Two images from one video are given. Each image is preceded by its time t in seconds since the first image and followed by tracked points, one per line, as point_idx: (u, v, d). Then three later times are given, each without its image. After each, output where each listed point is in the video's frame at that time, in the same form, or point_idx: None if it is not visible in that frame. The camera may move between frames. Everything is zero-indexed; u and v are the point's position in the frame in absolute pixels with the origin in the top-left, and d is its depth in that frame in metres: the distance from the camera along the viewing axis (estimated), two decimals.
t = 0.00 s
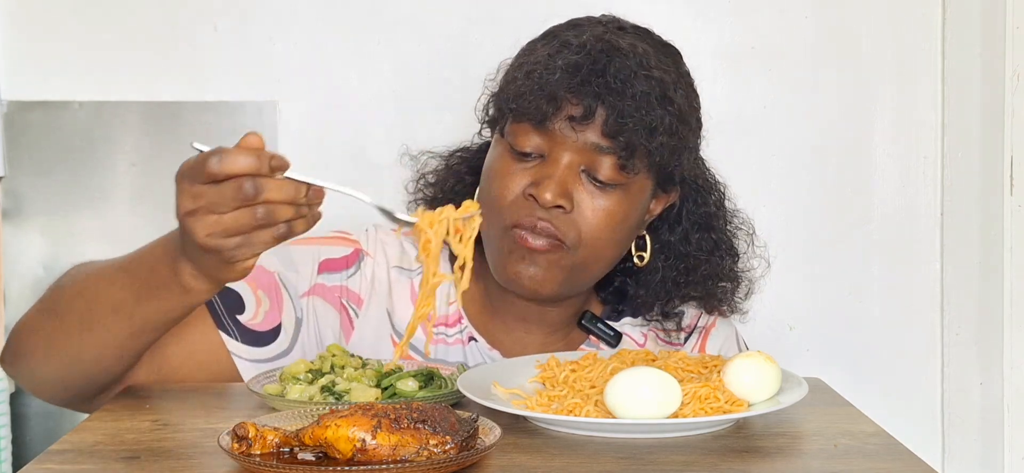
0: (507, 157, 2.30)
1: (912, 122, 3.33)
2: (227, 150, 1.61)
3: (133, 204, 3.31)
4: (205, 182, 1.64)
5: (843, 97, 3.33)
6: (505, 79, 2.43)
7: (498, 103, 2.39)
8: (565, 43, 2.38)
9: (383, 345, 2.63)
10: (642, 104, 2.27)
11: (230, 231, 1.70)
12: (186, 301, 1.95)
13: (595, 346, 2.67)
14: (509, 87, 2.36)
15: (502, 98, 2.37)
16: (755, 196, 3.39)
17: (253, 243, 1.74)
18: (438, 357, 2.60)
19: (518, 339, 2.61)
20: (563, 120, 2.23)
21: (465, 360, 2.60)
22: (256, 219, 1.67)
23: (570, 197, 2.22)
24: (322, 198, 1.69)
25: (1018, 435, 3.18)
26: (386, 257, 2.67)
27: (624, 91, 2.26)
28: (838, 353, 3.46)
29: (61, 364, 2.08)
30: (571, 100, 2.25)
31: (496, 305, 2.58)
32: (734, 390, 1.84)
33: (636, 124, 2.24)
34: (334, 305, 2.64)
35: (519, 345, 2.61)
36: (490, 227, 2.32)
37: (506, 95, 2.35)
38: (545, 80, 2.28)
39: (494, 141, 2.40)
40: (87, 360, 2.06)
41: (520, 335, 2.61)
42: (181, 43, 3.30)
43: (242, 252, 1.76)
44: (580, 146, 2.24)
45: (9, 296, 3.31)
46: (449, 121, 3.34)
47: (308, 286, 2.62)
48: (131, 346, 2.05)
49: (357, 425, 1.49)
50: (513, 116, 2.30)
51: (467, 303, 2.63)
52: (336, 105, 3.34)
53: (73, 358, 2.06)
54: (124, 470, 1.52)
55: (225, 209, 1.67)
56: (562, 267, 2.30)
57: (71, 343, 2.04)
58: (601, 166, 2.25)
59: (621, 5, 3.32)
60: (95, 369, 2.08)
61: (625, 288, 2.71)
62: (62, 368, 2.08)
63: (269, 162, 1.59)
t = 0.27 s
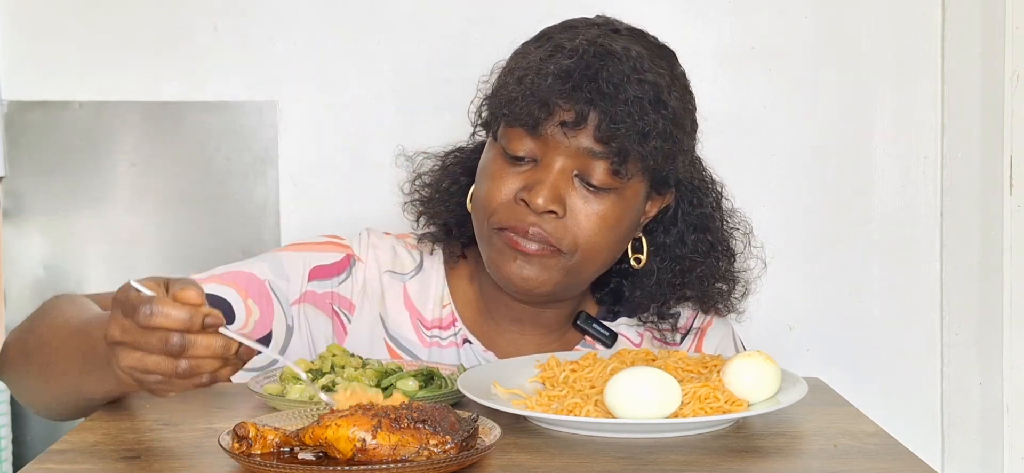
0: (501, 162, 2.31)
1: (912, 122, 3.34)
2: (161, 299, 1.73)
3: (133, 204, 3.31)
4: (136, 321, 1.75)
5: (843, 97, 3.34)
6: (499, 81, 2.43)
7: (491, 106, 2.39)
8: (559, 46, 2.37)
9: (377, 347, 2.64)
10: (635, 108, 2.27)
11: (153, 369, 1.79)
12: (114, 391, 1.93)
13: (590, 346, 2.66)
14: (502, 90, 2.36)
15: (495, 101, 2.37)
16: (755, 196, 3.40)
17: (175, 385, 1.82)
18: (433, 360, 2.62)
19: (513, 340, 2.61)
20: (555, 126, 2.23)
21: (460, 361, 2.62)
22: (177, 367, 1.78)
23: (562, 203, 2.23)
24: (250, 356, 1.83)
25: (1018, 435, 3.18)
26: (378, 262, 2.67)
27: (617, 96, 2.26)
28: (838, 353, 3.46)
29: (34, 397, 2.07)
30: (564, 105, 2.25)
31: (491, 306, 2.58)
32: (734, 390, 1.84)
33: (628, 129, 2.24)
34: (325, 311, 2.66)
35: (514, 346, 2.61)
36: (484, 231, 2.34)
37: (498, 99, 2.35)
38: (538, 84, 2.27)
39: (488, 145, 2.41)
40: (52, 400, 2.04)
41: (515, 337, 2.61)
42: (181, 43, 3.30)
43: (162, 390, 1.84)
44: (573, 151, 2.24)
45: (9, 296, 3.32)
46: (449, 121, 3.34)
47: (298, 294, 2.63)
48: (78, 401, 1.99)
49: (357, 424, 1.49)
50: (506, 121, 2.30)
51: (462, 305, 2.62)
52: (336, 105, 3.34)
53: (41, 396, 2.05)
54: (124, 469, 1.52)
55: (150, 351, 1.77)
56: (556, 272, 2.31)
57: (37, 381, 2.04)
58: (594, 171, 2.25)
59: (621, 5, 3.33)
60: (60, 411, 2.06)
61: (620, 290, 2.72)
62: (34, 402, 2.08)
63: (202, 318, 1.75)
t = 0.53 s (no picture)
0: (496, 162, 2.32)
1: (912, 122, 3.34)
2: (163, 287, 1.76)
3: (132, 205, 3.31)
4: (141, 310, 1.78)
5: (843, 97, 3.34)
6: (493, 81, 2.43)
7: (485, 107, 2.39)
8: (552, 46, 2.37)
9: (375, 347, 2.64)
10: (629, 107, 2.27)
11: (160, 355, 1.83)
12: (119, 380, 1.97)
13: (588, 345, 2.66)
14: (496, 91, 2.36)
15: (489, 101, 2.37)
16: (755, 196, 3.40)
17: (182, 369, 1.86)
18: (431, 360, 2.62)
19: (510, 340, 2.61)
20: (548, 125, 2.23)
21: (458, 362, 2.61)
22: (185, 352, 1.81)
23: (557, 202, 2.23)
24: (256, 331, 1.87)
25: (1018, 435, 3.18)
26: (376, 262, 2.67)
27: (610, 95, 2.26)
28: (838, 353, 3.46)
29: (42, 398, 2.08)
30: (557, 104, 2.24)
31: (489, 307, 2.58)
32: (733, 390, 1.84)
33: (622, 128, 2.24)
34: (323, 312, 2.65)
35: (511, 346, 2.61)
36: (480, 231, 2.35)
37: (491, 99, 2.35)
38: (531, 84, 2.27)
39: (483, 145, 2.41)
40: (60, 399, 2.06)
41: (513, 337, 2.61)
42: (180, 43, 3.30)
43: (169, 375, 1.88)
44: (567, 150, 2.24)
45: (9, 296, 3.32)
46: (449, 121, 3.34)
47: (297, 295, 2.63)
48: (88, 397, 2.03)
49: (357, 424, 1.49)
50: (499, 121, 2.30)
51: (460, 304, 2.62)
52: (336, 105, 3.34)
53: (49, 396, 2.07)
54: (124, 469, 1.52)
55: (156, 337, 1.80)
56: (552, 272, 2.31)
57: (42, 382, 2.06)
58: (588, 170, 2.25)
59: (621, 5, 3.33)
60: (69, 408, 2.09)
61: (618, 289, 2.72)
62: (43, 403, 2.10)
63: (208, 301, 1.78)
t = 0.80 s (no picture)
0: (498, 161, 2.31)
1: (912, 123, 3.34)
2: (186, 291, 1.70)
3: (132, 205, 3.31)
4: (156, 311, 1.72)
5: (843, 97, 3.34)
6: (494, 81, 2.43)
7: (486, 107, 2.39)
8: (553, 45, 2.37)
9: (377, 345, 2.64)
10: (630, 105, 2.27)
11: (160, 363, 1.76)
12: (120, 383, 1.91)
13: (591, 344, 2.66)
14: (497, 90, 2.35)
15: (490, 101, 2.37)
16: (755, 196, 3.40)
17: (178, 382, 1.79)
18: (432, 358, 2.62)
19: (512, 339, 2.60)
20: (550, 124, 2.23)
21: (459, 360, 2.61)
22: (186, 363, 1.75)
23: (559, 201, 2.23)
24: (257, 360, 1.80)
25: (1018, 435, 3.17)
26: (377, 261, 2.67)
27: (612, 93, 2.26)
28: (838, 353, 3.46)
29: (38, 395, 2.06)
30: (559, 103, 2.24)
31: (490, 306, 2.58)
32: (733, 390, 1.84)
33: (623, 126, 2.24)
34: (325, 311, 2.65)
35: (512, 346, 2.60)
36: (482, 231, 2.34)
37: (493, 98, 2.35)
38: (532, 83, 2.27)
39: (485, 145, 2.41)
40: (58, 396, 2.03)
41: (514, 336, 2.60)
42: (180, 43, 3.30)
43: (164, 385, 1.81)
44: (569, 149, 2.24)
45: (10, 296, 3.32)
46: (449, 121, 3.35)
47: (298, 293, 2.62)
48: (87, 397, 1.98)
49: (357, 425, 1.49)
50: (501, 120, 2.30)
51: (461, 303, 2.62)
52: (336, 105, 3.35)
53: (47, 393, 2.04)
54: (124, 470, 1.52)
55: (163, 342, 1.74)
56: (555, 271, 2.31)
57: (41, 377, 2.03)
58: (590, 168, 2.25)
59: (621, 5, 3.33)
60: (66, 407, 2.05)
61: (619, 288, 2.72)
62: (39, 401, 2.07)
63: (222, 318, 1.71)
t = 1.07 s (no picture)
0: (498, 158, 2.32)
1: (912, 123, 3.34)
2: (177, 271, 1.71)
3: (132, 205, 3.31)
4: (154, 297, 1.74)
5: (843, 97, 3.34)
6: (494, 79, 2.43)
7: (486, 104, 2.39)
8: (552, 42, 2.37)
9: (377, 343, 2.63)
10: (630, 103, 2.26)
11: (170, 341, 1.79)
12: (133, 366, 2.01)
13: (590, 343, 2.66)
14: (497, 88, 2.36)
15: (490, 99, 2.37)
16: (755, 196, 3.40)
17: (192, 354, 1.83)
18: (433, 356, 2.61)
19: (512, 338, 2.60)
20: (550, 121, 2.24)
21: (459, 358, 2.61)
22: (196, 338, 1.78)
23: (559, 198, 2.24)
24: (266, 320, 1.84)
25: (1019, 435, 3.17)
26: (377, 259, 2.67)
27: (611, 90, 2.25)
28: (838, 353, 3.46)
29: (47, 391, 2.09)
30: (558, 100, 2.24)
31: (490, 304, 2.58)
32: (733, 390, 1.84)
33: (623, 124, 2.24)
34: (326, 309, 2.64)
35: (512, 344, 2.60)
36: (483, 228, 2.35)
37: (493, 96, 2.35)
38: (532, 80, 2.27)
39: (485, 142, 2.41)
40: (70, 390, 2.07)
41: (514, 335, 2.60)
42: (180, 43, 3.30)
43: (180, 359, 1.85)
44: (569, 146, 2.24)
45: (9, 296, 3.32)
46: (449, 121, 3.35)
47: (299, 291, 2.61)
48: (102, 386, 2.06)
49: (357, 424, 1.49)
50: (501, 117, 2.30)
51: (461, 302, 2.62)
52: (336, 105, 3.35)
53: (57, 388, 2.07)
54: (124, 469, 1.52)
55: (167, 322, 1.76)
56: (555, 268, 2.31)
57: (52, 373, 2.05)
58: (590, 166, 2.25)
59: (621, 5, 3.33)
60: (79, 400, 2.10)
61: (619, 286, 2.71)
62: (47, 396, 2.10)
63: (222, 288, 1.73)
